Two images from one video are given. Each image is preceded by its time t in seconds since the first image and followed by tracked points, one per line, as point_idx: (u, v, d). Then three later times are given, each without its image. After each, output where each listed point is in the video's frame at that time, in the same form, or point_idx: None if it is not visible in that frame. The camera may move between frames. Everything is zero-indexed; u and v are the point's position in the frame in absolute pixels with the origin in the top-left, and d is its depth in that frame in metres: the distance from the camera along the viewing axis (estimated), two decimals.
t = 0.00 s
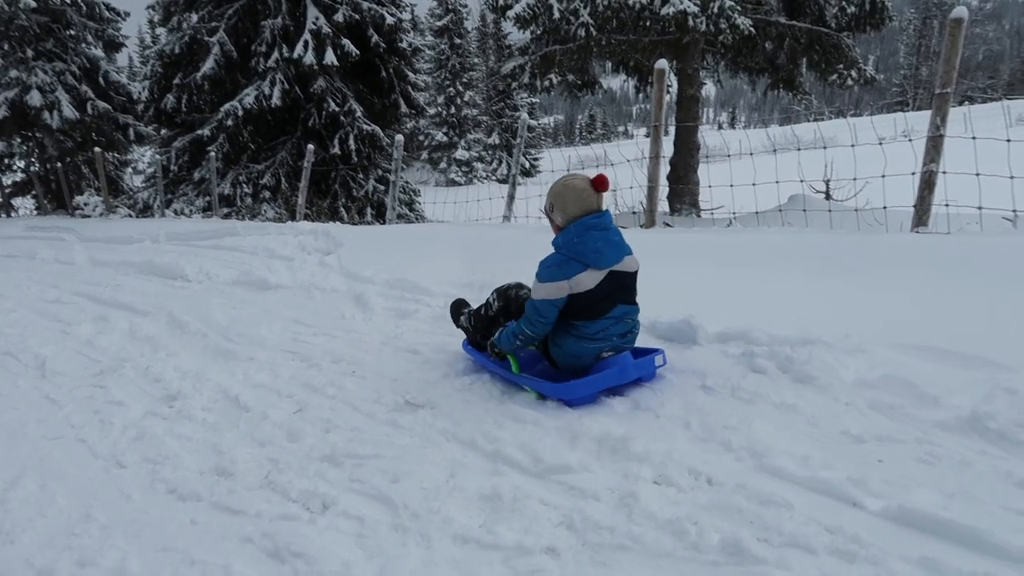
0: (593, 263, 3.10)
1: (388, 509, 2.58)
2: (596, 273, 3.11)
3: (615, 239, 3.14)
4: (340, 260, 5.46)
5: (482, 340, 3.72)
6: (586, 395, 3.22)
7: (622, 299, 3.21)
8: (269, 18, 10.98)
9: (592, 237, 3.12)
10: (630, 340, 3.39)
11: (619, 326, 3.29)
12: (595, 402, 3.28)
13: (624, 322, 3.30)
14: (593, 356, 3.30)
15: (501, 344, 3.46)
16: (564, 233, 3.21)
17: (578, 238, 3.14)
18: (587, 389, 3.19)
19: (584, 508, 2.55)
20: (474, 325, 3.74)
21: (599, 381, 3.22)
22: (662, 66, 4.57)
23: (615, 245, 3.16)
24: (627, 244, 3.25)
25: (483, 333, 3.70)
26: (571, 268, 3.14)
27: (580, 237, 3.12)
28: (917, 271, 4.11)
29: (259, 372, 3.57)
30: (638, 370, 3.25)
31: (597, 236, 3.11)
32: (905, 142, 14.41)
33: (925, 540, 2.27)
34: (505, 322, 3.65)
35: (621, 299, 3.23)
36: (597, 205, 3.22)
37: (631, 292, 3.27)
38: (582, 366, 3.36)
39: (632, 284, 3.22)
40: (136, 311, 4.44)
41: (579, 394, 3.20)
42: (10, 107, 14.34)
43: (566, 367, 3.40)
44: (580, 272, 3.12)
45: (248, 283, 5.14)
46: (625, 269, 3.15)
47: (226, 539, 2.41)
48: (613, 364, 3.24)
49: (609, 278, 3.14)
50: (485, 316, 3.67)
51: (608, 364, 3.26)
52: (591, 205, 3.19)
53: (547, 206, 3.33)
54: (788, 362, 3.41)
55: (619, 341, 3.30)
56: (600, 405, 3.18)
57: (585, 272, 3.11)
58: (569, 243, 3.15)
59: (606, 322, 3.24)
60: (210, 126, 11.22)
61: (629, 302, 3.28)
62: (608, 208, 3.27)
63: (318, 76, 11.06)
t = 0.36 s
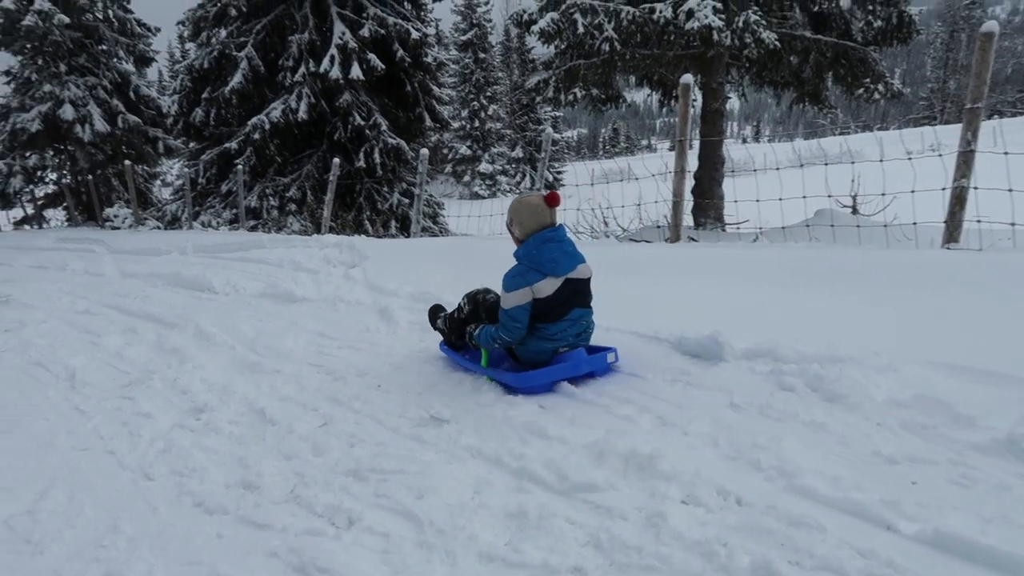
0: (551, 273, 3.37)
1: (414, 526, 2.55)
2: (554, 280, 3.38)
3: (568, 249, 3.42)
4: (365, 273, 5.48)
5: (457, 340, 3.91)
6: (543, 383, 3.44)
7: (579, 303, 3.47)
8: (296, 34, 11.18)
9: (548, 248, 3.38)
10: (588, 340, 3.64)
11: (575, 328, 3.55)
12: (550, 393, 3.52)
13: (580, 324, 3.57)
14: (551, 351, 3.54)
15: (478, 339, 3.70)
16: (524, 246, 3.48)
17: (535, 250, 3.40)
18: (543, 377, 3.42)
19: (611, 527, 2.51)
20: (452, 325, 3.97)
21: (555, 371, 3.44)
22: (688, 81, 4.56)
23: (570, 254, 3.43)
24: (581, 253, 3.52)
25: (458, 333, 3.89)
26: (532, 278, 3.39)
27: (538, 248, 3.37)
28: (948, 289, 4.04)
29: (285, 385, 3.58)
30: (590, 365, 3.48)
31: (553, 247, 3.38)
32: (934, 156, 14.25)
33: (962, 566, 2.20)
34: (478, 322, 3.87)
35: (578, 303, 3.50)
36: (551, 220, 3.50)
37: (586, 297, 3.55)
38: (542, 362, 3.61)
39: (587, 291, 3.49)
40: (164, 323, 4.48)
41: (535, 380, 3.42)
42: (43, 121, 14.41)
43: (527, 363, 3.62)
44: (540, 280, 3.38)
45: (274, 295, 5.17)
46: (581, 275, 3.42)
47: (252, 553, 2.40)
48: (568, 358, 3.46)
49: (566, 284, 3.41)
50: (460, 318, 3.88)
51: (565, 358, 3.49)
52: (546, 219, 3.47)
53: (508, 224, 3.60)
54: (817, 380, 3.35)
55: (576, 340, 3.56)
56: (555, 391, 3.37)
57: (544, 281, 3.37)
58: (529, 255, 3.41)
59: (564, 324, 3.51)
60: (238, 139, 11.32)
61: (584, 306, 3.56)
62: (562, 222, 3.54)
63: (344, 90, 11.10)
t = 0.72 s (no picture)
0: (523, 265, 3.65)
1: (454, 529, 2.53)
2: (527, 272, 3.65)
3: (539, 244, 3.72)
4: (407, 274, 5.48)
5: (446, 326, 4.15)
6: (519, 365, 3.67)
7: (551, 291, 3.74)
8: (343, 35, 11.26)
9: (520, 243, 3.68)
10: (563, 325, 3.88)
11: (549, 314, 3.80)
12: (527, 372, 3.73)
13: (552, 311, 3.82)
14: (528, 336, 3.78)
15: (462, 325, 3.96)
16: (497, 243, 3.76)
17: (509, 246, 3.68)
18: (519, 359, 3.65)
19: (654, 538, 2.45)
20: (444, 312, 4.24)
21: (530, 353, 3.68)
22: (736, 86, 4.46)
23: (540, 249, 3.73)
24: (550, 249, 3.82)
25: (448, 321, 4.14)
26: (506, 271, 3.67)
27: (510, 243, 3.66)
28: (1009, 302, 3.87)
29: (327, 383, 3.59)
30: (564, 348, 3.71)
31: (525, 242, 3.67)
32: (992, 167, 13.72)
33: None
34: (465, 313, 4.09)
35: (550, 292, 3.78)
36: (522, 220, 3.80)
37: (558, 286, 3.82)
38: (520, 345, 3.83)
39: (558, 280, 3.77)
40: (210, 317, 4.55)
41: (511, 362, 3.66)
42: (96, 117, 14.51)
43: (507, 348, 3.87)
44: (514, 272, 3.65)
45: (317, 293, 5.21)
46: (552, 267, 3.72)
47: (294, 550, 2.39)
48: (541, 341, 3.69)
49: (539, 275, 3.68)
50: (449, 306, 4.12)
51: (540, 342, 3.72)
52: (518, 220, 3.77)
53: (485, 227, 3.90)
54: (867, 395, 3.25)
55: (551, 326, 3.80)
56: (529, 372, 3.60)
57: (518, 273, 3.65)
58: (502, 250, 3.68)
59: (538, 310, 3.76)
60: (284, 138, 11.64)
61: (556, 294, 3.82)
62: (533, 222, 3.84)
63: (388, 91, 11.11)
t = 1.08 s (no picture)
0: (517, 251, 3.87)
1: (509, 523, 2.49)
2: (521, 258, 3.87)
3: (532, 231, 3.92)
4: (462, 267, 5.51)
5: (451, 303, 4.44)
6: (513, 340, 3.95)
7: (543, 274, 3.95)
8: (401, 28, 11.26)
9: (515, 231, 3.87)
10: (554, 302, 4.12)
11: (541, 293, 4.02)
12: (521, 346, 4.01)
13: (544, 291, 4.04)
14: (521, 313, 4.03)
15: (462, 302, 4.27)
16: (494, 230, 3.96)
17: (504, 234, 3.89)
18: (513, 336, 3.93)
19: (713, 539, 2.36)
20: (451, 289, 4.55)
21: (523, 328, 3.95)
22: (800, 80, 4.25)
23: (534, 236, 3.92)
24: (544, 235, 4.01)
25: (452, 299, 4.42)
26: (501, 256, 3.89)
27: (505, 230, 3.84)
28: None
29: (383, 372, 3.61)
30: (555, 325, 3.97)
31: (519, 230, 3.86)
32: None
33: None
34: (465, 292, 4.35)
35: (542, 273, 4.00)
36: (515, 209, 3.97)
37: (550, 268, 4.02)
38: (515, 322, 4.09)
39: (549, 264, 3.97)
40: (271, 306, 4.69)
41: (506, 338, 3.93)
42: (162, 108, 14.19)
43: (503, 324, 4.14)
44: (508, 258, 3.87)
45: (373, 284, 5.29)
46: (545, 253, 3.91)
47: (350, 537, 2.39)
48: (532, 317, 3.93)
49: (532, 260, 3.89)
50: (453, 285, 4.39)
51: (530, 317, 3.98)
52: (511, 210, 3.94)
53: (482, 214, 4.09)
54: (938, 403, 3.05)
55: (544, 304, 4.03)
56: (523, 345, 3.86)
57: (512, 258, 3.86)
58: (498, 236, 3.89)
59: (530, 291, 3.99)
60: (341, 130, 11.43)
61: (549, 275, 4.03)
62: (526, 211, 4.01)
63: (445, 84, 11.05)
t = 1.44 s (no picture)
0: (517, 236, 4.24)
1: (554, 520, 2.45)
2: (521, 241, 4.24)
3: (529, 217, 4.30)
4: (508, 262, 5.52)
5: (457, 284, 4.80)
6: (513, 315, 4.30)
7: (541, 254, 4.31)
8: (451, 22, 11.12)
9: (514, 217, 4.25)
10: (550, 282, 4.47)
11: (539, 273, 4.37)
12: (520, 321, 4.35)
13: (542, 271, 4.39)
14: (521, 291, 4.36)
15: (466, 283, 4.60)
16: (495, 218, 4.33)
17: (503, 220, 4.26)
18: (513, 311, 4.27)
19: (763, 545, 2.28)
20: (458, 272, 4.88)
21: (523, 304, 4.29)
22: (859, 75, 4.09)
23: (530, 221, 4.31)
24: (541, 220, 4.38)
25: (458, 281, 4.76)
26: (502, 239, 4.25)
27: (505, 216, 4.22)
28: None
29: (429, 366, 3.63)
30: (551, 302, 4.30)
31: (518, 215, 4.25)
32: None
33: None
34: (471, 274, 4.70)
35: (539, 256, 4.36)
36: (514, 198, 4.34)
37: (547, 251, 4.38)
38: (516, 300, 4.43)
39: (545, 246, 4.33)
40: (319, 297, 4.79)
41: (507, 312, 4.26)
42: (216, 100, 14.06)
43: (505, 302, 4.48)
44: (507, 241, 4.23)
45: (419, 277, 5.36)
46: (541, 237, 4.29)
47: (396, 529, 2.40)
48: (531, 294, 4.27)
49: (531, 242, 4.25)
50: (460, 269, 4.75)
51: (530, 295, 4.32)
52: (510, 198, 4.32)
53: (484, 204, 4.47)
54: (1003, 412, 2.88)
55: (542, 283, 4.38)
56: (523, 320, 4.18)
57: (512, 241, 4.22)
58: (498, 222, 4.26)
59: (529, 271, 4.34)
60: (389, 123, 11.57)
61: (545, 257, 4.39)
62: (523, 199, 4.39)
63: (493, 78, 10.75)
